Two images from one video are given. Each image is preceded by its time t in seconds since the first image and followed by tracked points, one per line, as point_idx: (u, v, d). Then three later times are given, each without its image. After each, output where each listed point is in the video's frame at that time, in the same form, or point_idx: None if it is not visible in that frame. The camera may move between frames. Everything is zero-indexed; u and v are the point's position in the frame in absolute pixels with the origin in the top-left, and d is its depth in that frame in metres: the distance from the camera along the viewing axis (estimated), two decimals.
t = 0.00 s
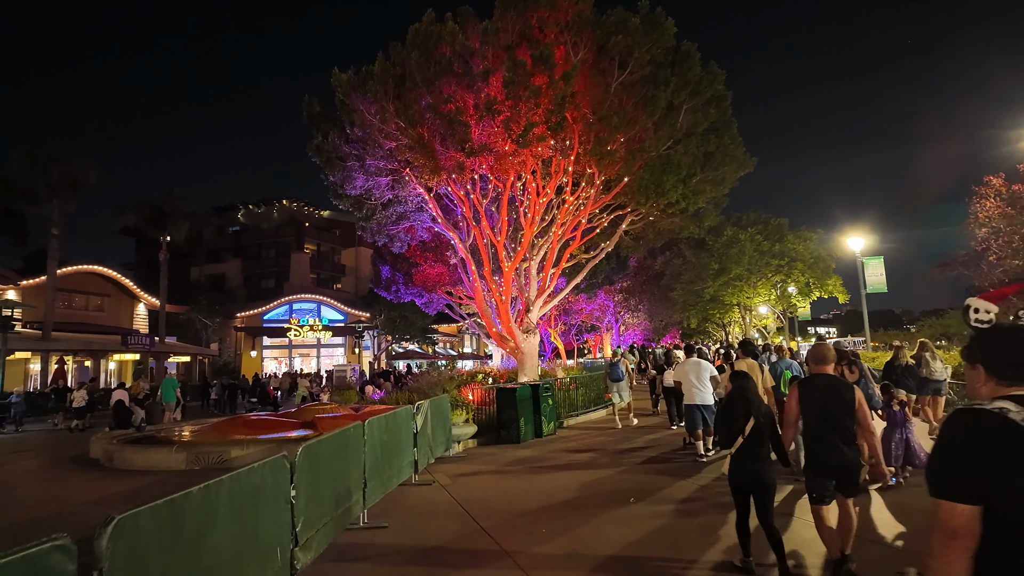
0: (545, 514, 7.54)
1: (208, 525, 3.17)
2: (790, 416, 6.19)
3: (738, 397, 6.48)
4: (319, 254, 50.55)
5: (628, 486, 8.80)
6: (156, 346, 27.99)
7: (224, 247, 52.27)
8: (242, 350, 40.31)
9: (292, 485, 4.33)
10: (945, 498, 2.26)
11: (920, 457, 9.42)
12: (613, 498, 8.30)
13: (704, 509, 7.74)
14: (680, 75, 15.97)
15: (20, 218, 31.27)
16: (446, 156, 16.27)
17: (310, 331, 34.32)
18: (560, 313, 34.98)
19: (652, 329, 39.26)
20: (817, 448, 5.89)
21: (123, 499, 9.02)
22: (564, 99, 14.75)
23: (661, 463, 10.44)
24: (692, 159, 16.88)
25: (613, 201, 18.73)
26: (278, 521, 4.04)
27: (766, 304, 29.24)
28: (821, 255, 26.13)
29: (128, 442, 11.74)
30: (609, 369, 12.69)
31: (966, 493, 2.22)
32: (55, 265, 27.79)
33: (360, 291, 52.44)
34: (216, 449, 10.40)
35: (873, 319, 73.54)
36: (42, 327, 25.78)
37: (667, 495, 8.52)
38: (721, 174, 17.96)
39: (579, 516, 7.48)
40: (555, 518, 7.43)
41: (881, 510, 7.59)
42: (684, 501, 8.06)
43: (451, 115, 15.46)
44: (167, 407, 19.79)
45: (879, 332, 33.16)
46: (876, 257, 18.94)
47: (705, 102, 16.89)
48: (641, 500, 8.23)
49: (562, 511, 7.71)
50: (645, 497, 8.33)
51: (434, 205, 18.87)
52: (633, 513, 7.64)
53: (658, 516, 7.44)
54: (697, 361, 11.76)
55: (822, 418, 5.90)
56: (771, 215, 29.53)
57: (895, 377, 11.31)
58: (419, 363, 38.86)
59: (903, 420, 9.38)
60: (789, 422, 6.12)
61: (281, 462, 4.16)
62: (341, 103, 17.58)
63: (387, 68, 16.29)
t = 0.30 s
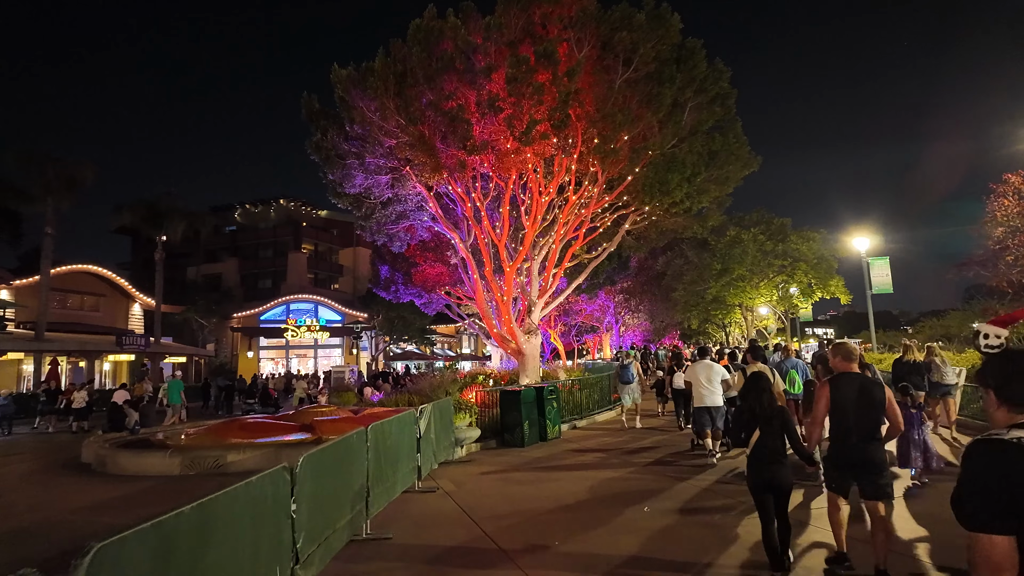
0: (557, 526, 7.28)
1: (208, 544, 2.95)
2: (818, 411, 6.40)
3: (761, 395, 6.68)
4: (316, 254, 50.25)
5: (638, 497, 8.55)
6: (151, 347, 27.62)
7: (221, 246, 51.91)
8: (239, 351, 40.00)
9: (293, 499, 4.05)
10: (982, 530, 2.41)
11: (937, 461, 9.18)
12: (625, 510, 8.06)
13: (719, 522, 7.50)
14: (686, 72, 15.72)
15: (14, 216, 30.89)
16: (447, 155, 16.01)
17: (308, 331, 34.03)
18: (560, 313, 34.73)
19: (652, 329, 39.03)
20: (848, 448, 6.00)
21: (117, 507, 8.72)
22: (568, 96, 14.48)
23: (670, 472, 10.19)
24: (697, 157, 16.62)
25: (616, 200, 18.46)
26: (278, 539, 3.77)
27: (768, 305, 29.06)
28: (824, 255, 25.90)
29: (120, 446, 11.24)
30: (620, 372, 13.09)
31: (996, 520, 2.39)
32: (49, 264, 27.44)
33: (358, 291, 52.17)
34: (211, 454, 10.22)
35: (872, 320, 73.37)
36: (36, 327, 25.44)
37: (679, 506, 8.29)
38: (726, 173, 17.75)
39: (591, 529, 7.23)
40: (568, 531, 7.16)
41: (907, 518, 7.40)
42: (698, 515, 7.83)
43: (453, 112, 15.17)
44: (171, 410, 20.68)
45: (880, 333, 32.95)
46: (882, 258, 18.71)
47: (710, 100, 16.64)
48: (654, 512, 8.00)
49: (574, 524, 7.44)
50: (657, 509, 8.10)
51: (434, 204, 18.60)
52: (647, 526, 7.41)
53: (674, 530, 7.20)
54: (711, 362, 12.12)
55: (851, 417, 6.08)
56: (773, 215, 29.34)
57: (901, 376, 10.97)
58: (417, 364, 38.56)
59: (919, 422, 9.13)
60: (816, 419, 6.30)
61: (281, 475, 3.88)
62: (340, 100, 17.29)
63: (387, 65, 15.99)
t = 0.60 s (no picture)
0: (562, 533, 6.96)
1: (179, 568, 2.63)
2: (832, 414, 6.50)
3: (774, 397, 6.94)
4: (308, 252, 49.72)
5: (643, 502, 8.25)
6: (139, 347, 27.10)
7: (212, 245, 51.28)
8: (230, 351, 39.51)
9: (281, 507, 3.75)
10: (960, 493, 2.48)
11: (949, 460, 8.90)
12: (632, 514, 7.76)
13: (729, 528, 7.20)
14: (686, 66, 15.47)
15: None
16: (442, 149, 15.70)
17: (300, 331, 33.62)
18: (555, 312, 34.50)
19: (647, 328, 38.82)
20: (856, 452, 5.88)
21: (98, 513, 8.30)
22: (566, 89, 14.18)
23: (674, 473, 9.92)
24: (696, 153, 16.35)
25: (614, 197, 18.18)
26: (265, 551, 3.47)
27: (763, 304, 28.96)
28: (821, 253, 25.76)
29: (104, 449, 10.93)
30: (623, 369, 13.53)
31: (985, 489, 2.43)
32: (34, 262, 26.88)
33: (350, 290, 51.70)
34: (199, 456, 9.77)
35: (864, 319, 73.58)
36: (20, 327, 24.90)
37: (686, 509, 7.99)
38: (724, 169, 17.55)
39: (596, 535, 6.93)
40: (573, 539, 6.86)
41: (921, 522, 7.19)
42: (708, 519, 7.54)
43: (448, 106, 14.83)
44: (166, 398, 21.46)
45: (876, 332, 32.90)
46: (881, 255, 18.56)
47: (709, 95, 16.39)
48: (661, 516, 7.70)
49: (579, 530, 7.14)
50: (664, 513, 7.80)
51: (428, 200, 18.27)
52: (656, 532, 7.11)
53: (684, 536, 6.90)
54: (713, 358, 12.49)
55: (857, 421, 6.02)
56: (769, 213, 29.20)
57: (901, 375, 10.83)
58: (410, 364, 38.18)
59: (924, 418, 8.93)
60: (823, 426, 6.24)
61: (269, 480, 3.58)
62: (332, 93, 16.89)
63: (381, 57, 15.61)
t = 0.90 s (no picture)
0: (561, 543, 6.58)
1: None
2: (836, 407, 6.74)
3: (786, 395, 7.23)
4: (299, 252, 49.14)
5: (646, 507, 7.91)
6: (125, 347, 26.52)
7: (200, 244, 50.58)
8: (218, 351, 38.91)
9: (258, 526, 3.42)
10: (986, 495, 2.34)
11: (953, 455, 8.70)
12: (636, 521, 7.39)
13: (739, 535, 6.83)
14: (684, 61, 15.20)
15: None
16: (435, 145, 15.37)
17: (289, 331, 33.13)
18: (548, 312, 34.23)
19: (640, 329, 38.58)
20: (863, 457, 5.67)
21: (72, 523, 7.86)
22: (562, 84, 13.88)
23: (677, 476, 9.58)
24: (693, 150, 16.10)
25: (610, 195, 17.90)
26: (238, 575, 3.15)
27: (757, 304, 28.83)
28: (817, 252, 25.61)
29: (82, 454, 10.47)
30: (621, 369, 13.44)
31: (998, 490, 2.31)
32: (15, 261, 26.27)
33: (341, 290, 51.17)
34: (181, 462, 9.31)
35: (856, 320, 73.73)
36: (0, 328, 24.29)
37: (688, 515, 7.70)
38: (721, 167, 17.29)
39: (598, 544, 6.58)
40: (573, 549, 6.47)
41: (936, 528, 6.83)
42: (716, 525, 7.18)
43: (441, 100, 14.48)
44: (156, 389, 21.36)
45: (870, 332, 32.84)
46: (878, 254, 18.41)
47: (707, 91, 16.11)
48: (665, 522, 7.35)
49: (578, 540, 6.75)
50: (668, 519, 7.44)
51: (421, 198, 17.92)
52: (661, 538, 6.77)
53: (692, 544, 6.55)
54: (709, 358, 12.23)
55: (858, 415, 6.27)
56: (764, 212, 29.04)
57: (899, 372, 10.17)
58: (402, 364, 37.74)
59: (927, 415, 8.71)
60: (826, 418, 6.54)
61: (244, 494, 3.29)
62: (322, 87, 16.50)
63: (372, 50, 15.21)
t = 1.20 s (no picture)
0: (564, 551, 6.22)
1: None
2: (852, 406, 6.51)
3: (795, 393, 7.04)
4: (291, 251, 48.59)
5: (652, 511, 7.56)
6: (112, 347, 25.96)
7: (190, 242, 49.92)
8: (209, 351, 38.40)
9: (243, 536, 3.14)
10: None
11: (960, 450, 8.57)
12: (643, 527, 7.02)
13: (750, 541, 6.50)
14: (684, 54, 14.91)
15: None
16: (430, 140, 15.08)
17: (281, 331, 32.70)
18: (544, 311, 33.94)
19: (636, 328, 38.30)
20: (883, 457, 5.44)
21: (46, 532, 7.44)
22: (560, 77, 13.59)
23: (682, 478, 9.23)
24: (693, 145, 15.85)
25: (608, 191, 17.62)
26: None
27: (754, 303, 28.76)
28: (816, 251, 25.39)
29: (64, 457, 10.05)
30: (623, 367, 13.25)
31: None
32: None
33: (334, 289, 50.68)
34: (167, 464, 8.93)
35: (850, 321, 73.87)
36: None
37: (695, 518, 7.43)
38: (721, 164, 17.04)
39: (604, 550, 6.26)
40: (578, 558, 6.10)
41: (951, 533, 6.55)
42: (726, 531, 6.84)
43: (437, 93, 14.17)
44: (152, 386, 21.62)
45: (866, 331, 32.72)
46: (878, 252, 18.20)
47: (707, 85, 15.80)
48: (673, 527, 7.01)
49: (581, 545, 6.42)
50: (676, 524, 7.09)
51: (416, 194, 17.58)
52: (670, 545, 6.42)
53: (704, 551, 6.20)
54: (709, 355, 12.09)
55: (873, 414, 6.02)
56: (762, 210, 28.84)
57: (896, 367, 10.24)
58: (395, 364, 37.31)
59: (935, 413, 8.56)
60: (843, 414, 6.33)
61: (226, 504, 3.00)
62: (314, 79, 16.11)
63: (367, 42, 14.84)
